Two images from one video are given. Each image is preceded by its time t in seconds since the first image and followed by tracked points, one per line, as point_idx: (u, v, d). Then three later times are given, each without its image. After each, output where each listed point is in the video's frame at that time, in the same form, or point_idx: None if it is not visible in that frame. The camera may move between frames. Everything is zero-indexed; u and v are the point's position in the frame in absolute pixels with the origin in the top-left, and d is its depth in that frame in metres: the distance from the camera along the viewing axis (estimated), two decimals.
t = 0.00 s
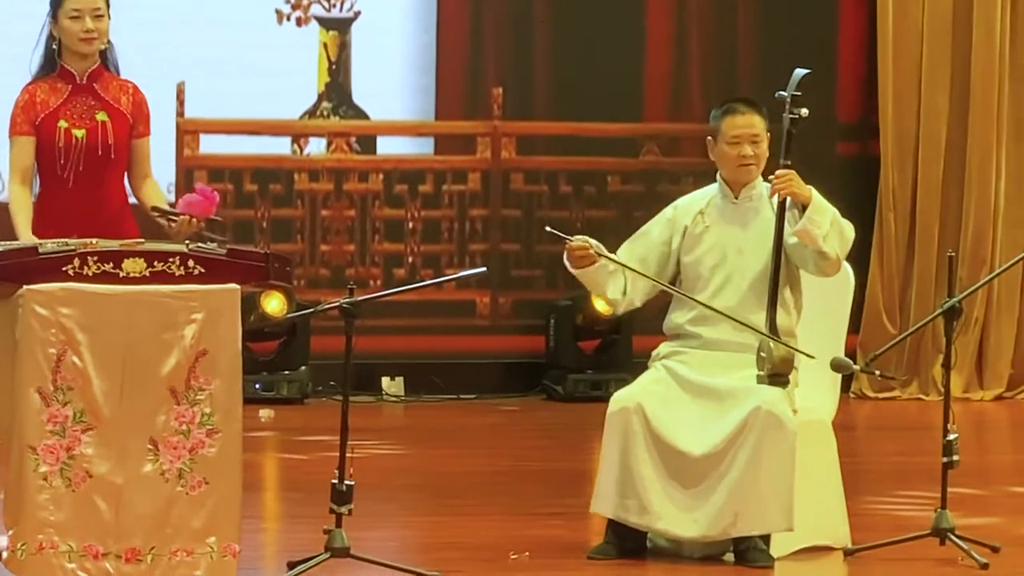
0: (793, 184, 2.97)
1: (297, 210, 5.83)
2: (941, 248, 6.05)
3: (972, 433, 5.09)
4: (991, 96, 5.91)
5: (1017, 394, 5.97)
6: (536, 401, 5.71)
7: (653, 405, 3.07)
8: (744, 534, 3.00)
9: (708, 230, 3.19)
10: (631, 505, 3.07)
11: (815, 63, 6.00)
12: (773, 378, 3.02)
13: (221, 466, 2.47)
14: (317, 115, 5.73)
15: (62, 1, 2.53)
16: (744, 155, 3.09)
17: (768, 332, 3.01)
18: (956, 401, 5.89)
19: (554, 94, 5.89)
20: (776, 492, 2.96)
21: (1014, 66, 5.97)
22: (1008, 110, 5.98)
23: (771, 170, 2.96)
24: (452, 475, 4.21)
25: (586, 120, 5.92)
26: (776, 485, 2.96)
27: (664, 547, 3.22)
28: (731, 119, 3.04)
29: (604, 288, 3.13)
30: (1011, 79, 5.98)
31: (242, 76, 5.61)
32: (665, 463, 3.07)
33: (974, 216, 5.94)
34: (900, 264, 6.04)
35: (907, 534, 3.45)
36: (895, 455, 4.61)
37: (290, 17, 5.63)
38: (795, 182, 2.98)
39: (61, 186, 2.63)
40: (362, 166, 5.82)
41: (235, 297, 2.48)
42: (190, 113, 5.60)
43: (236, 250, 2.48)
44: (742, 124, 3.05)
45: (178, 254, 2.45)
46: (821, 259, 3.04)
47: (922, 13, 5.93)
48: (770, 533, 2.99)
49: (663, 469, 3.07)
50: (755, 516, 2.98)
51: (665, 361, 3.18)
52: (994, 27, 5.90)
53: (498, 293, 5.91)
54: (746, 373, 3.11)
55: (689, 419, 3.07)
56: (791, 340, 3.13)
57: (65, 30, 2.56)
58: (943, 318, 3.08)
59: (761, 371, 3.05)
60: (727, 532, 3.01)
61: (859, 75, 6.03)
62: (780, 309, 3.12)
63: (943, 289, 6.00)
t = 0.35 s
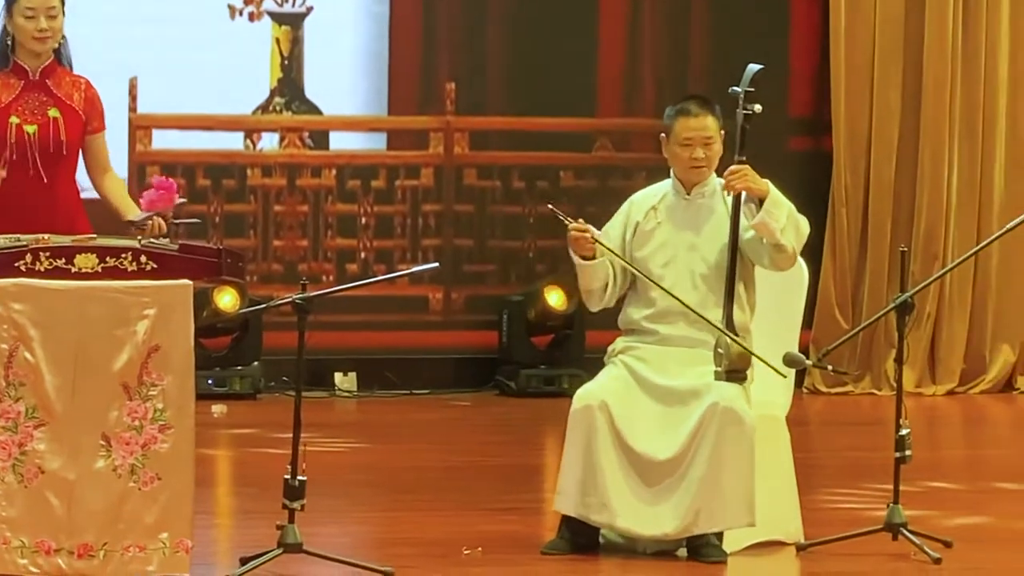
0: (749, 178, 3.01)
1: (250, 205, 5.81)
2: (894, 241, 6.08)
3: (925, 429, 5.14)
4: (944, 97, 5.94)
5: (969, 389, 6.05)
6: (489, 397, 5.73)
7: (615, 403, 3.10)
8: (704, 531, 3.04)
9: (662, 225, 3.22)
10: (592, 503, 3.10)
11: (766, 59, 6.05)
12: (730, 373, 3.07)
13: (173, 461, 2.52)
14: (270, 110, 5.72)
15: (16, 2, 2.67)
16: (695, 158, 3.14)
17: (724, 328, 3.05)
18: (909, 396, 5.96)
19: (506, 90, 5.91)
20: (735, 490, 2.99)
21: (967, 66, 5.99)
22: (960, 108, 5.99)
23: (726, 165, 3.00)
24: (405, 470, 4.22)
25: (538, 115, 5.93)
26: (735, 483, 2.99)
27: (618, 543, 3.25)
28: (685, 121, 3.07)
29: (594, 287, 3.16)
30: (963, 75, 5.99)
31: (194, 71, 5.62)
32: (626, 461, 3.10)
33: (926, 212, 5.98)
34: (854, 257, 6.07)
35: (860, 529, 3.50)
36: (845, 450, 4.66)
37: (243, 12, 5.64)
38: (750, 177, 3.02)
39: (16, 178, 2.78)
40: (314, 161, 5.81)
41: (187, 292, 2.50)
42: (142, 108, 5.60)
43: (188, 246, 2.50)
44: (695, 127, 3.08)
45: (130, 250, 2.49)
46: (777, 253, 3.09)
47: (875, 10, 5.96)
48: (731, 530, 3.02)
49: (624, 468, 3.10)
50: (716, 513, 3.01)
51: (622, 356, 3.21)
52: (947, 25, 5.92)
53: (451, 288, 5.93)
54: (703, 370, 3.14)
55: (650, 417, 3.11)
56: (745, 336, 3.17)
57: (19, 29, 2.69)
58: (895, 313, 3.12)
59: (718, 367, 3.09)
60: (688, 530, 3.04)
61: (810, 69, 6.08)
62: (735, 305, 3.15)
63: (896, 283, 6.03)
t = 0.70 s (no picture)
0: (693, 175, 3.04)
1: (198, 203, 5.81)
2: (841, 237, 6.15)
3: (872, 425, 5.21)
4: (890, 102, 6.00)
5: (916, 385, 6.15)
6: (437, 394, 5.75)
7: (558, 399, 3.13)
8: (649, 526, 3.08)
9: (603, 224, 3.26)
10: (537, 498, 3.12)
11: (715, 56, 6.10)
12: (675, 370, 3.12)
13: (121, 459, 2.54)
14: (217, 108, 5.72)
15: None
16: (622, 158, 3.18)
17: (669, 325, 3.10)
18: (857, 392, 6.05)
19: (454, 87, 5.92)
20: (680, 486, 3.05)
21: (914, 64, 6.04)
22: (907, 106, 6.05)
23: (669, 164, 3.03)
24: (353, 467, 4.23)
25: (487, 113, 5.95)
26: (680, 479, 3.04)
27: (565, 539, 3.28)
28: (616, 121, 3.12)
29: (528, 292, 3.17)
30: (909, 73, 6.05)
31: (139, 67, 5.60)
32: (571, 457, 3.13)
33: (872, 209, 6.05)
34: (801, 253, 6.13)
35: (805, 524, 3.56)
36: (789, 447, 4.72)
37: (190, 10, 5.63)
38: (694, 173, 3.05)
39: None
40: (262, 158, 5.81)
41: (136, 291, 2.52)
42: (89, 105, 5.57)
43: (136, 243, 2.51)
44: (625, 130, 3.12)
45: (77, 248, 2.48)
46: (721, 248, 3.13)
47: (823, 9, 6.01)
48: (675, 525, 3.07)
49: (569, 463, 3.13)
50: (660, 508, 3.06)
51: (568, 353, 3.23)
52: (893, 25, 5.99)
53: (399, 285, 5.94)
54: (647, 367, 3.19)
55: (594, 412, 3.15)
56: (691, 332, 3.21)
57: None
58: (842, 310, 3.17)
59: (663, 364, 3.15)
60: (633, 524, 3.08)
61: (758, 66, 6.13)
62: (679, 301, 3.19)
63: (843, 280, 6.10)
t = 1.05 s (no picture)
0: (650, 180, 3.06)
1: (156, 207, 5.81)
2: (801, 242, 6.19)
3: (831, 430, 5.25)
4: (850, 104, 6.07)
5: (876, 390, 6.21)
6: (396, 399, 5.75)
7: (513, 403, 3.15)
8: (605, 531, 3.10)
9: (555, 230, 3.28)
10: (492, 502, 3.15)
11: (674, 61, 6.14)
12: (632, 374, 3.13)
13: (79, 462, 2.50)
14: (176, 112, 5.72)
15: None
16: (590, 150, 3.20)
17: (626, 330, 3.11)
18: (816, 397, 6.10)
19: (414, 91, 5.92)
20: (636, 490, 3.07)
21: (872, 68, 6.11)
22: (866, 109, 6.11)
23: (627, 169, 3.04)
24: (313, 472, 4.22)
25: (447, 116, 5.96)
26: (636, 482, 3.06)
27: (524, 544, 3.29)
28: (575, 114, 3.16)
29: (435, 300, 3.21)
30: (869, 77, 6.11)
31: (97, 70, 5.61)
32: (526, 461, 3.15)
33: (832, 213, 6.10)
34: (761, 258, 6.17)
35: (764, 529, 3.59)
36: (748, 451, 4.75)
37: (148, 14, 5.65)
38: (652, 178, 3.07)
39: None
40: (221, 162, 5.81)
41: (94, 295, 2.51)
42: (48, 110, 5.60)
43: (94, 248, 2.59)
44: (587, 120, 3.17)
45: (36, 252, 2.54)
46: (679, 253, 3.18)
47: (782, 15, 6.07)
48: (631, 529, 3.09)
49: (524, 467, 3.15)
50: (615, 513, 3.08)
51: (525, 359, 3.25)
52: (854, 27, 6.05)
53: (358, 290, 5.93)
54: (603, 369, 3.20)
55: (550, 416, 3.16)
56: (646, 334, 3.24)
57: None
58: (801, 314, 3.20)
59: (620, 368, 3.15)
60: (588, 529, 3.10)
61: (718, 69, 6.18)
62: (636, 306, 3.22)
63: (803, 284, 6.15)
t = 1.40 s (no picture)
0: (630, 183, 3.08)
1: (138, 211, 5.81)
2: (782, 246, 6.22)
3: (812, 434, 5.28)
4: (830, 109, 6.10)
5: (857, 394, 6.25)
6: (378, 403, 5.76)
7: (495, 408, 3.16)
8: (587, 535, 3.12)
9: (538, 233, 3.29)
10: (473, 506, 3.15)
11: (655, 65, 6.16)
12: (614, 379, 3.14)
13: (62, 467, 2.49)
14: (157, 116, 5.74)
15: None
16: (571, 152, 3.22)
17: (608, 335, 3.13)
18: (798, 401, 6.14)
19: (396, 96, 5.94)
20: (618, 495, 3.08)
21: (853, 72, 6.15)
22: (846, 113, 6.15)
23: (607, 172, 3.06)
24: (295, 477, 4.23)
25: (428, 121, 5.97)
26: (618, 487, 3.08)
27: (505, 548, 3.31)
28: (556, 116, 3.19)
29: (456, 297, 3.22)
30: (849, 80, 6.15)
31: (79, 75, 5.61)
32: (507, 465, 3.16)
33: (813, 217, 6.13)
34: (742, 263, 6.20)
35: (744, 533, 3.62)
36: (728, 456, 4.77)
37: (130, 19, 5.65)
38: (632, 182, 3.09)
39: None
40: (202, 167, 5.82)
41: (76, 299, 2.51)
42: (31, 114, 5.59)
43: (76, 253, 2.60)
44: (568, 121, 3.19)
45: (18, 256, 2.56)
46: (656, 260, 3.19)
47: (762, 21, 6.10)
48: (611, 534, 3.11)
49: (505, 472, 3.16)
50: (596, 517, 3.10)
51: (507, 362, 3.28)
52: (834, 33, 6.08)
53: (340, 294, 5.93)
54: (586, 373, 3.22)
55: (532, 420, 3.18)
56: (628, 338, 3.26)
57: None
58: (782, 318, 3.22)
59: (602, 372, 3.17)
60: (569, 533, 3.12)
61: (700, 73, 6.20)
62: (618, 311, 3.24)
63: (784, 288, 6.18)
